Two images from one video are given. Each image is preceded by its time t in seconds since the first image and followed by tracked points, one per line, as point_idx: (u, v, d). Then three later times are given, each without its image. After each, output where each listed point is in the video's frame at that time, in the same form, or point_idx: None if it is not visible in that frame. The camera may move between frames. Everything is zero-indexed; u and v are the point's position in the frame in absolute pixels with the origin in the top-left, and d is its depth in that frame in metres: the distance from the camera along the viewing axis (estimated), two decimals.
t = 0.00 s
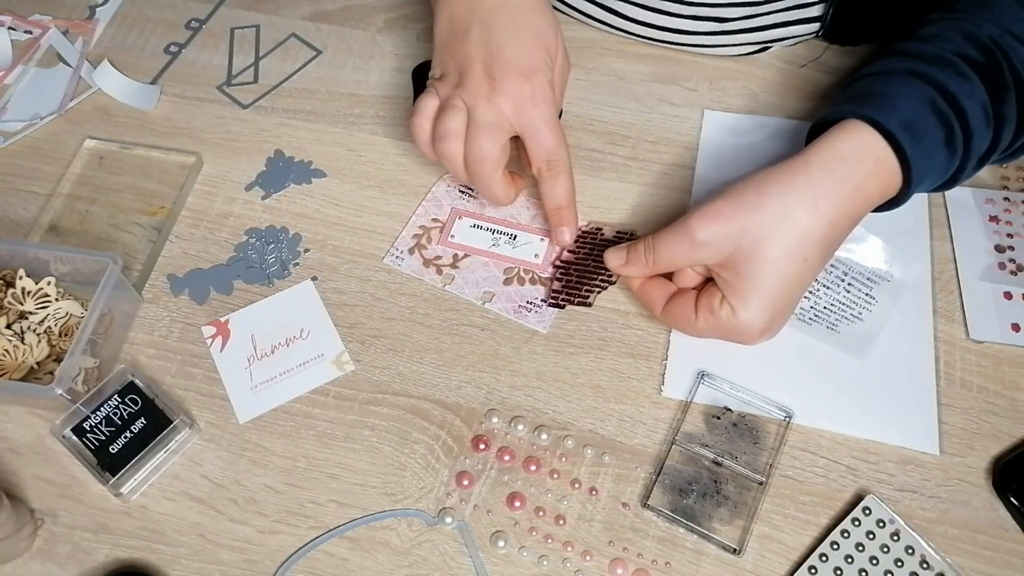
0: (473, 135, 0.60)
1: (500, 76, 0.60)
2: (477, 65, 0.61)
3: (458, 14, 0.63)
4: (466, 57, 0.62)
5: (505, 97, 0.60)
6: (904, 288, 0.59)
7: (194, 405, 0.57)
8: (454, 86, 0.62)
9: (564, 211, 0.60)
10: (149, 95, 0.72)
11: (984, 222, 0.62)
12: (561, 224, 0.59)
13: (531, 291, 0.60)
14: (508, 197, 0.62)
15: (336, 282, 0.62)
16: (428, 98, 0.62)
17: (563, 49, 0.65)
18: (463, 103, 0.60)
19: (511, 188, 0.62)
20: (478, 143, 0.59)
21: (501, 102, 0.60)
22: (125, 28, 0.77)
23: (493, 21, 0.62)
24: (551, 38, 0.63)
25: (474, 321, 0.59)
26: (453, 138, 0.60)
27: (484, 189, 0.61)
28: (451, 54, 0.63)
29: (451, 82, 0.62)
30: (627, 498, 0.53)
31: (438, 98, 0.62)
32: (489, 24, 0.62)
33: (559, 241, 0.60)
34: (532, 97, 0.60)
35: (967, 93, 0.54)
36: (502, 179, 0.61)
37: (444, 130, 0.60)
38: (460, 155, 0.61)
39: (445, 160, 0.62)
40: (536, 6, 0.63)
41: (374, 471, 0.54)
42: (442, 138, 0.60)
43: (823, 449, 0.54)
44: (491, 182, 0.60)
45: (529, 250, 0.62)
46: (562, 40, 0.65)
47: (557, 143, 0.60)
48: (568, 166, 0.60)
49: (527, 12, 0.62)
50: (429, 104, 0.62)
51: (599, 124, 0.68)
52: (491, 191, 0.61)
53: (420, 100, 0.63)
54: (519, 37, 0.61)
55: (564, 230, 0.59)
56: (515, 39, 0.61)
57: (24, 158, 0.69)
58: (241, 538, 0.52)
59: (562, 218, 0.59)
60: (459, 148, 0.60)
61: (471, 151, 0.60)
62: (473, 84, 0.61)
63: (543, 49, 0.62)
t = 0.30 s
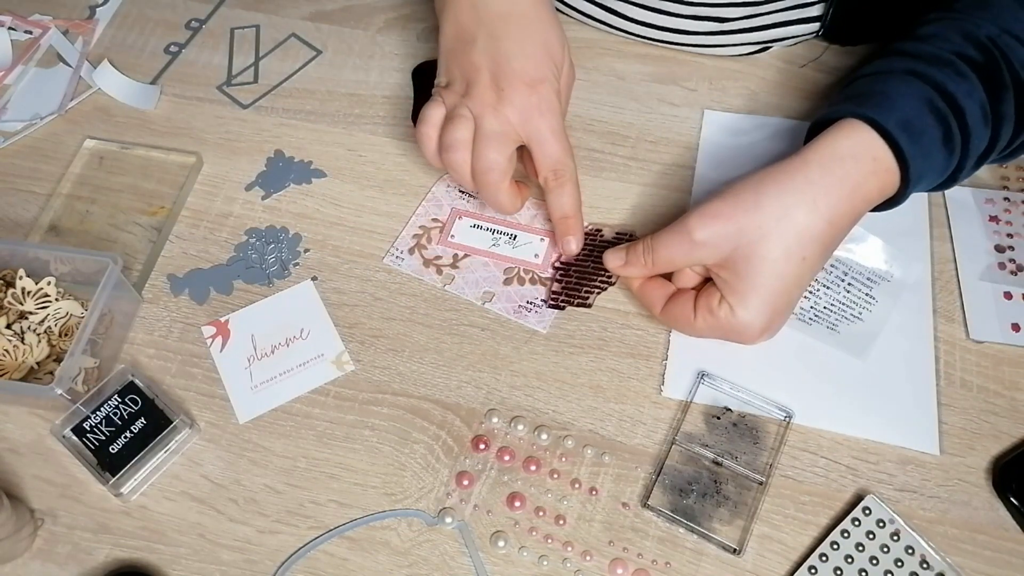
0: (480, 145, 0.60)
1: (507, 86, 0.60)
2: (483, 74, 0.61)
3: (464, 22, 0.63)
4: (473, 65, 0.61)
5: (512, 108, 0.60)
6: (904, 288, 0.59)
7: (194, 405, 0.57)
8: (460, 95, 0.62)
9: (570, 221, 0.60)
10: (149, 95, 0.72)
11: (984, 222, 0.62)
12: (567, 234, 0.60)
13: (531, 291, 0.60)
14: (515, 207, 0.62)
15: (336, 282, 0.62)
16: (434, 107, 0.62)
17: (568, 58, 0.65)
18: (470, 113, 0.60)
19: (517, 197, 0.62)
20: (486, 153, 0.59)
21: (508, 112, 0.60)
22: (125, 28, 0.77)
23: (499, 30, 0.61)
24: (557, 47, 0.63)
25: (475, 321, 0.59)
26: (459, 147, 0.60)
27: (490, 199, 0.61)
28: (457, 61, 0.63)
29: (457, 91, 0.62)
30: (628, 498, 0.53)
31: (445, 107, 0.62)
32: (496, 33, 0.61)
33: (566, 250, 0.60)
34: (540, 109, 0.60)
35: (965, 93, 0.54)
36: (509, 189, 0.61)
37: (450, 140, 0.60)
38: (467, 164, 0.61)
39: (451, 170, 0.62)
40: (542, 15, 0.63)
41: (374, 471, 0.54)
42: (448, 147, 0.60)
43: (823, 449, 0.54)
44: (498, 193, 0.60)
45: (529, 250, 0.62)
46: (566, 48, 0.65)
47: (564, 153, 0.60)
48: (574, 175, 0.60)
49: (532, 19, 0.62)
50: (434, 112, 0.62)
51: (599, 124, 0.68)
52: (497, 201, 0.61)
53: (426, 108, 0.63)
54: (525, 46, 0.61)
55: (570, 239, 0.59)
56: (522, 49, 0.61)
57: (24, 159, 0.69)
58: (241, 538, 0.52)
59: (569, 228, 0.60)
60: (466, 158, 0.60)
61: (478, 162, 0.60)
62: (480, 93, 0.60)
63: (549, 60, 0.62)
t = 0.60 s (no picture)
0: (482, 151, 0.60)
1: (508, 93, 0.60)
2: (486, 80, 0.61)
3: (465, 27, 0.63)
4: (474, 71, 0.62)
5: (513, 114, 0.60)
6: (904, 288, 0.59)
7: (194, 405, 0.57)
8: (461, 101, 0.62)
9: (571, 226, 0.60)
10: (149, 95, 0.72)
11: (984, 222, 0.62)
12: (567, 239, 0.60)
13: (531, 291, 0.60)
14: (516, 213, 0.62)
15: (336, 282, 0.62)
16: (437, 113, 0.62)
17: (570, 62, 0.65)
18: (472, 119, 0.61)
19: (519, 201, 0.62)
20: (488, 160, 0.59)
21: (510, 118, 0.60)
22: (125, 28, 0.77)
23: (500, 35, 0.62)
24: (558, 52, 0.63)
25: (475, 321, 0.59)
26: (461, 153, 0.60)
27: (493, 205, 0.61)
28: (459, 67, 0.63)
29: (460, 97, 0.62)
30: (628, 498, 0.53)
31: (447, 113, 0.62)
32: (497, 40, 0.62)
33: (565, 256, 0.60)
34: (541, 114, 0.60)
35: (962, 92, 0.54)
36: (511, 195, 0.61)
37: (453, 146, 0.60)
38: (470, 171, 0.61)
39: (454, 176, 0.62)
40: (543, 20, 0.63)
41: (374, 471, 0.54)
42: (450, 153, 0.61)
43: (823, 449, 0.54)
44: (500, 199, 0.61)
45: (529, 250, 0.62)
46: (568, 52, 0.65)
47: (564, 159, 0.60)
48: (575, 180, 0.60)
49: (535, 25, 0.62)
50: (437, 118, 0.62)
51: (599, 124, 0.68)
52: (499, 207, 0.61)
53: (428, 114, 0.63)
54: (526, 51, 0.61)
55: (570, 244, 0.59)
56: (523, 55, 0.61)
57: (24, 159, 0.69)
58: (241, 538, 0.52)
59: (569, 233, 0.60)
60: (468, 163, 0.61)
61: (480, 168, 0.60)
62: (483, 100, 0.61)
63: (551, 65, 0.62)
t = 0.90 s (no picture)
0: (484, 154, 0.60)
1: (511, 97, 0.61)
2: (490, 84, 0.62)
3: (469, 31, 0.64)
4: (478, 75, 0.62)
5: (516, 118, 0.61)
6: (904, 288, 0.59)
7: (194, 405, 0.57)
8: (464, 104, 0.63)
9: (572, 229, 0.60)
10: (149, 94, 0.72)
11: (984, 222, 0.62)
12: (568, 242, 0.60)
13: (531, 291, 0.60)
14: (517, 216, 0.62)
15: (336, 282, 0.62)
16: (439, 114, 0.63)
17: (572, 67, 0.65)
18: (475, 122, 0.61)
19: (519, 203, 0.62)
20: (490, 163, 0.60)
21: (512, 122, 0.61)
22: (125, 28, 0.77)
23: (504, 40, 0.62)
24: (561, 57, 0.64)
25: (475, 321, 0.59)
26: (462, 156, 0.61)
27: (496, 210, 0.62)
28: (462, 70, 0.64)
29: (462, 100, 0.63)
30: (628, 498, 0.53)
31: (449, 116, 0.63)
32: (501, 44, 0.62)
33: (566, 259, 0.60)
34: (544, 118, 0.61)
35: (960, 90, 0.54)
36: (513, 199, 0.61)
37: (455, 148, 0.60)
38: (471, 174, 0.61)
39: (455, 179, 0.62)
40: (546, 25, 0.64)
41: (374, 471, 0.54)
42: (452, 156, 0.61)
43: (823, 449, 0.54)
44: (503, 202, 0.61)
45: (529, 250, 0.62)
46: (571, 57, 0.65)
47: (566, 163, 0.61)
48: (576, 184, 0.60)
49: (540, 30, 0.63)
50: (439, 119, 0.62)
51: (599, 124, 0.68)
52: (501, 210, 0.61)
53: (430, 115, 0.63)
54: (529, 56, 0.62)
55: (570, 247, 0.60)
56: (526, 59, 0.62)
57: (24, 159, 0.69)
58: (241, 538, 0.52)
59: (570, 236, 0.60)
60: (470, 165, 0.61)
61: (481, 171, 0.60)
62: (486, 104, 0.62)
63: (554, 69, 0.63)
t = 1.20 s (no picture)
0: (487, 157, 0.60)
1: (516, 100, 0.61)
2: (495, 87, 0.62)
3: (476, 31, 0.64)
4: (483, 77, 0.62)
5: (520, 121, 0.61)
6: (904, 288, 0.59)
7: (194, 405, 0.57)
8: (467, 105, 0.63)
9: (572, 233, 0.60)
10: (149, 94, 0.72)
11: (984, 222, 0.62)
12: (568, 245, 0.60)
13: (531, 291, 0.60)
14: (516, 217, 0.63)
15: (336, 282, 0.62)
16: (440, 112, 0.63)
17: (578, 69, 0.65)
18: (478, 125, 0.61)
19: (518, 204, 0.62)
20: (494, 167, 0.60)
21: (516, 125, 0.61)
22: (125, 28, 0.77)
23: (511, 42, 0.62)
24: (568, 60, 0.63)
25: (475, 321, 0.59)
26: (465, 158, 0.61)
27: (497, 212, 0.62)
28: (466, 71, 0.64)
29: (465, 100, 0.63)
30: (628, 498, 0.53)
31: (451, 115, 0.63)
32: (508, 47, 0.62)
33: (566, 262, 0.60)
34: (548, 122, 0.61)
35: (959, 90, 0.54)
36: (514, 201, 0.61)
37: (457, 150, 0.61)
38: (473, 176, 0.61)
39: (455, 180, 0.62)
40: (554, 29, 0.64)
41: (374, 471, 0.54)
42: (454, 157, 0.61)
43: (823, 449, 0.54)
44: (503, 205, 0.61)
45: (529, 250, 0.62)
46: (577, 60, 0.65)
47: (569, 167, 0.61)
48: (578, 189, 0.61)
49: (548, 34, 0.63)
50: (439, 119, 0.62)
51: (599, 124, 0.68)
52: (502, 212, 0.62)
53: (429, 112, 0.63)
54: (536, 59, 0.62)
55: (570, 251, 0.60)
56: (532, 62, 0.62)
57: (24, 159, 0.69)
58: (241, 538, 0.52)
59: (570, 239, 0.60)
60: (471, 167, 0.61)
61: (484, 175, 0.60)
62: (490, 106, 0.61)
63: (559, 73, 0.62)
